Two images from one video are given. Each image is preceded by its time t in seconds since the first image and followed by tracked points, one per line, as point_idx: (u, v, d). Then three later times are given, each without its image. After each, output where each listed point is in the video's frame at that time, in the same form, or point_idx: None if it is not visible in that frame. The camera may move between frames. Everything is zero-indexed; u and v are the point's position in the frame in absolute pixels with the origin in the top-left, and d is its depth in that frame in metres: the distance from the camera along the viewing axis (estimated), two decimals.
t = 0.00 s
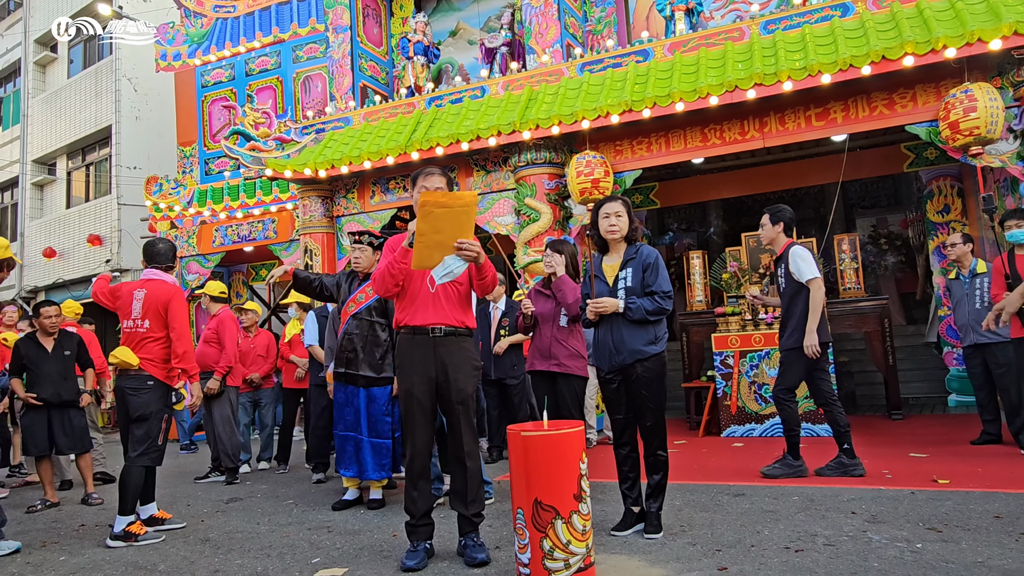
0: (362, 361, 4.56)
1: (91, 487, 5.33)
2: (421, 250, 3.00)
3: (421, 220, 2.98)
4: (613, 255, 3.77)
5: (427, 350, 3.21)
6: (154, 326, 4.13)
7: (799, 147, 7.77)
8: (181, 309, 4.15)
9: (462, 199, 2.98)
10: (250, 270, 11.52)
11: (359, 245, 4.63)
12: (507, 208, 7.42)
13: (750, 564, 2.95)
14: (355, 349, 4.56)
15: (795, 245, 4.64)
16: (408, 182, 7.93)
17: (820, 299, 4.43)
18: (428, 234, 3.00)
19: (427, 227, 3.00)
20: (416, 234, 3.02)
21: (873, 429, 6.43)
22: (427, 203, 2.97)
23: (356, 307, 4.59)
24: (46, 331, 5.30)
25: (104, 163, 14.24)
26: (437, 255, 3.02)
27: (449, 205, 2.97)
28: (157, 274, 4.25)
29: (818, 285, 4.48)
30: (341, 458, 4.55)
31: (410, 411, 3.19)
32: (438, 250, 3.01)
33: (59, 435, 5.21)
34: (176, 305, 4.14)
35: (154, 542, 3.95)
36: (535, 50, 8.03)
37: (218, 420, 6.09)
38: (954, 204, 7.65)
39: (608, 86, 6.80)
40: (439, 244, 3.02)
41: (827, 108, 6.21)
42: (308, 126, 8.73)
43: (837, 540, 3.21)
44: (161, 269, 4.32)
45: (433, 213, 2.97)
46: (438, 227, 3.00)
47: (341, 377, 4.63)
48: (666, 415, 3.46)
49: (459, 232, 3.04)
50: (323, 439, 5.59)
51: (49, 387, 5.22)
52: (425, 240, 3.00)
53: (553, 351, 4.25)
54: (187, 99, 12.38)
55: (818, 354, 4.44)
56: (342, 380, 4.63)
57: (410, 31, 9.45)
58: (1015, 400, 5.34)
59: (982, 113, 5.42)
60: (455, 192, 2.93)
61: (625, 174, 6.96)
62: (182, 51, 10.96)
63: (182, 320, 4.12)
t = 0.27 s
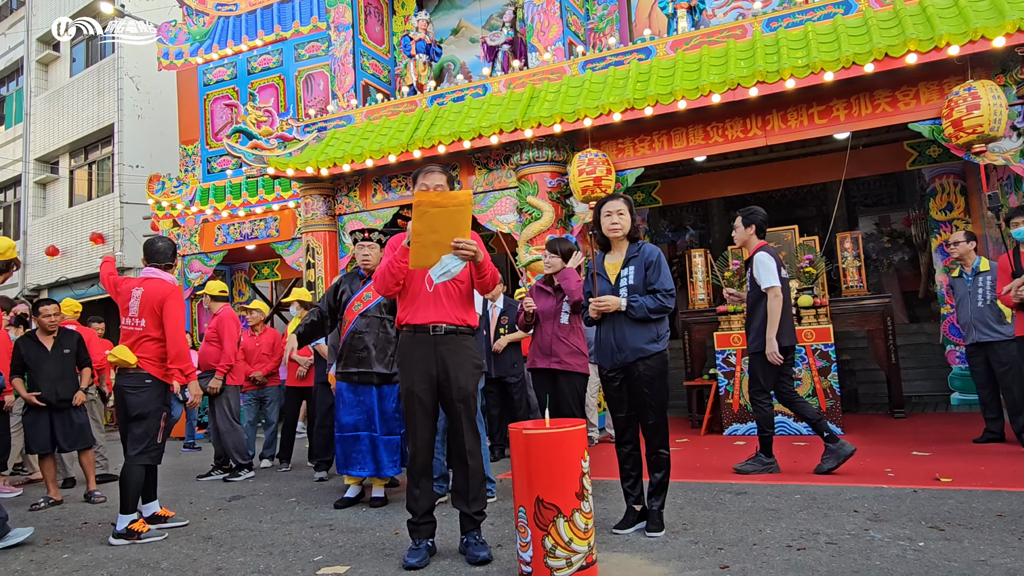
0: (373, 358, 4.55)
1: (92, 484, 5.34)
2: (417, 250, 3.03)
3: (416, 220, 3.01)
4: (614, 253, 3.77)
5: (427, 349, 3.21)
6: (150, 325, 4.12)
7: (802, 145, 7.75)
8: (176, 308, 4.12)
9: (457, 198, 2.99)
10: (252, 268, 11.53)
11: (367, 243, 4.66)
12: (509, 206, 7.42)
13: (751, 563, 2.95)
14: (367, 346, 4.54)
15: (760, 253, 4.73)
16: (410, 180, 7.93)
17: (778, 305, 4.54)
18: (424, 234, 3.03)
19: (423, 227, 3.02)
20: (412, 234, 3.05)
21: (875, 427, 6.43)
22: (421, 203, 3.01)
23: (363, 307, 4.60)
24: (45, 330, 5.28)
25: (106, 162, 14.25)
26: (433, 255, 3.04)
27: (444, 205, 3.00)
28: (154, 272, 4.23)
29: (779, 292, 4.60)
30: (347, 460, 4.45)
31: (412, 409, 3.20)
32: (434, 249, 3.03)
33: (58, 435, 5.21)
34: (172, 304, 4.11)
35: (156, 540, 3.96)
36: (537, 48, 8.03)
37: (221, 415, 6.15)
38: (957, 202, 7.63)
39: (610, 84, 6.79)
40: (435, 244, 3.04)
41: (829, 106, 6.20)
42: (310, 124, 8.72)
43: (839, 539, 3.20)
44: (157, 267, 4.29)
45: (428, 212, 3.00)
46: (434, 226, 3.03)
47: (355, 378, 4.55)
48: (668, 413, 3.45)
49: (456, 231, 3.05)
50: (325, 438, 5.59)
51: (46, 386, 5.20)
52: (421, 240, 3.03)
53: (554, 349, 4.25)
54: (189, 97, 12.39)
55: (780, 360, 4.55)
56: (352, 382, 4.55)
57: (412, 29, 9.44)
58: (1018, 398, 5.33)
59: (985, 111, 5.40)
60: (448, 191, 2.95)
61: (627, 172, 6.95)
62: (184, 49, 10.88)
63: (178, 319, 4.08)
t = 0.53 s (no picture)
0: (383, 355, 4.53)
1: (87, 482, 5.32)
2: (412, 251, 3.05)
3: (409, 222, 3.04)
4: (616, 251, 3.77)
5: (427, 347, 3.21)
6: (148, 325, 4.12)
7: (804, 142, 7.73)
8: (171, 308, 4.08)
9: (449, 199, 3.00)
10: (254, 267, 11.53)
11: (367, 239, 4.64)
12: (511, 204, 7.42)
13: (752, 561, 2.94)
14: (376, 344, 4.51)
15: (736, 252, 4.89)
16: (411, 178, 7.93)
17: (735, 303, 4.75)
18: (418, 235, 3.05)
19: (417, 228, 3.05)
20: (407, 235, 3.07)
21: (877, 425, 6.42)
22: (415, 205, 3.05)
23: (366, 305, 4.60)
24: (45, 329, 5.28)
25: (108, 160, 14.27)
26: (429, 255, 3.04)
27: (436, 206, 3.01)
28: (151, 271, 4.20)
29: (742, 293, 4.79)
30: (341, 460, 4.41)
31: (412, 408, 3.20)
32: (429, 250, 3.04)
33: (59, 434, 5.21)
34: (166, 304, 4.08)
35: (158, 538, 3.96)
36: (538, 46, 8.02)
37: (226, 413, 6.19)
38: (960, 199, 7.60)
39: (611, 82, 6.78)
40: (430, 244, 3.04)
41: (832, 103, 6.18)
42: (311, 122, 8.72)
43: (840, 537, 3.20)
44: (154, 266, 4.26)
45: (421, 214, 3.03)
46: (428, 227, 3.04)
47: (365, 376, 4.51)
48: (670, 412, 3.45)
49: (450, 232, 3.03)
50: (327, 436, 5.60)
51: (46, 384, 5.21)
52: (415, 241, 3.05)
53: (554, 347, 4.25)
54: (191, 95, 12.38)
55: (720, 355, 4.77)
56: (363, 381, 4.51)
57: (414, 27, 9.42)
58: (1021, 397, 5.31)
59: (988, 108, 5.39)
60: (439, 191, 2.96)
61: (629, 170, 6.94)
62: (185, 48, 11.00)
63: (173, 319, 4.06)
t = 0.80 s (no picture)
0: (383, 353, 4.51)
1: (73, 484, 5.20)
2: (404, 257, 3.04)
3: (399, 228, 3.05)
4: (618, 250, 3.76)
5: (427, 345, 3.21)
6: (141, 322, 4.10)
7: (806, 140, 7.71)
8: (161, 305, 4.05)
9: (438, 204, 2.99)
10: (255, 265, 11.54)
11: (362, 236, 4.65)
12: (512, 202, 7.41)
13: (753, 560, 2.95)
14: (376, 341, 4.48)
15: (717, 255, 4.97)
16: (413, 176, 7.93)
17: (716, 304, 4.78)
18: (410, 241, 3.04)
19: (408, 234, 3.04)
20: (399, 242, 3.07)
21: (879, 424, 6.41)
22: (404, 212, 3.04)
23: (363, 303, 4.52)
24: (48, 327, 5.31)
25: (110, 159, 14.28)
26: (422, 259, 3.03)
27: (425, 212, 3.01)
28: (148, 271, 4.21)
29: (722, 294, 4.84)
30: (350, 463, 4.30)
31: (412, 406, 3.20)
32: (422, 254, 3.03)
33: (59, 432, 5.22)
34: (156, 301, 4.04)
35: (159, 537, 3.97)
36: (540, 43, 8.02)
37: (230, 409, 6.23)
38: (963, 197, 7.59)
39: (613, 80, 6.76)
40: (423, 249, 3.03)
41: (834, 101, 6.16)
42: (313, 120, 8.72)
43: (842, 535, 3.20)
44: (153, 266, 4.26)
45: (411, 220, 3.03)
46: (419, 233, 3.03)
47: (366, 374, 4.47)
48: (671, 410, 3.44)
49: (441, 236, 3.01)
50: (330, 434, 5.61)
51: (46, 382, 5.21)
52: (407, 247, 3.04)
53: (552, 347, 4.26)
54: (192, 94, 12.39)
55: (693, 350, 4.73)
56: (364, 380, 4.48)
57: (415, 25, 9.41)
58: None
59: (990, 106, 5.37)
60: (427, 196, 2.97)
61: (630, 168, 6.94)
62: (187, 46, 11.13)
63: (163, 316, 4.03)
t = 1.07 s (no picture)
0: (376, 349, 4.49)
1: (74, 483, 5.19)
2: (400, 259, 3.05)
3: (393, 230, 3.04)
4: (621, 248, 3.75)
5: (426, 344, 3.22)
6: (135, 319, 4.16)
7: (808, 138, 7.70)
8: (148, 303, 4.06)
9: (430, 206, 2.97)
10: (257, 263, 11.55)
11: (352, 230, 4.57)
12: (513, 201, 7.40)
13: (755, 558, 2.94)
14: (370, 338, 4.46)
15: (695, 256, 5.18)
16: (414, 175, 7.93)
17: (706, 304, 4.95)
18: (404, 243, 3.04)
19: (402, 236, 3.03)
20: (393, 245, 3.07)
21: (880, 422, 6.40)
22: (395, 215, 3.01)
23: (355, 299, 4.50)
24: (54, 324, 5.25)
25: (111, 157, 14.29)
26: (417, 261, 3.04)
27: (418, 214, 2.99)
28: (147, 268, 4.21)
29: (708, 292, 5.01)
30: (349, 461, 4.31)
31: (412, 404, 3.21)
32: (417, 257, 3.03)
33: (62, 428, 5.24)
34: (144, 300, 4.06)
35: (161, 535, 3.98)
36: (541, 42, 8.00)
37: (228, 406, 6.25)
38: (964, 196, 7.59)
39: (614, 78, 6.75)
40: (417, 250, 3.03)
41: (835, 99, 6.15)
42: (314, 118, 8.73)
43: (844, 534, 3.19)
44: (155, 264, 4.28)
45: (403, 223, 3.01)
46: (413, 235, 3.02)
47: (361, 372, 4.45)
48: (672, 409, 3.44)
49: (436, 237, 3.00)
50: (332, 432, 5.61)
51: (46, 381, 5.20)
52: (401, 249, 3.05)
53: (552, 346, 4.25)
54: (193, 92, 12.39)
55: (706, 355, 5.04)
56: (359, 379, 4.45)
57: (416, 23, 9.39)
58: None
59: (993, 103, 5.36)
60: (420, 199, 2.93)
61: (631, 166, 6.93)
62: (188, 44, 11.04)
63: (149, 315, 4.03)
